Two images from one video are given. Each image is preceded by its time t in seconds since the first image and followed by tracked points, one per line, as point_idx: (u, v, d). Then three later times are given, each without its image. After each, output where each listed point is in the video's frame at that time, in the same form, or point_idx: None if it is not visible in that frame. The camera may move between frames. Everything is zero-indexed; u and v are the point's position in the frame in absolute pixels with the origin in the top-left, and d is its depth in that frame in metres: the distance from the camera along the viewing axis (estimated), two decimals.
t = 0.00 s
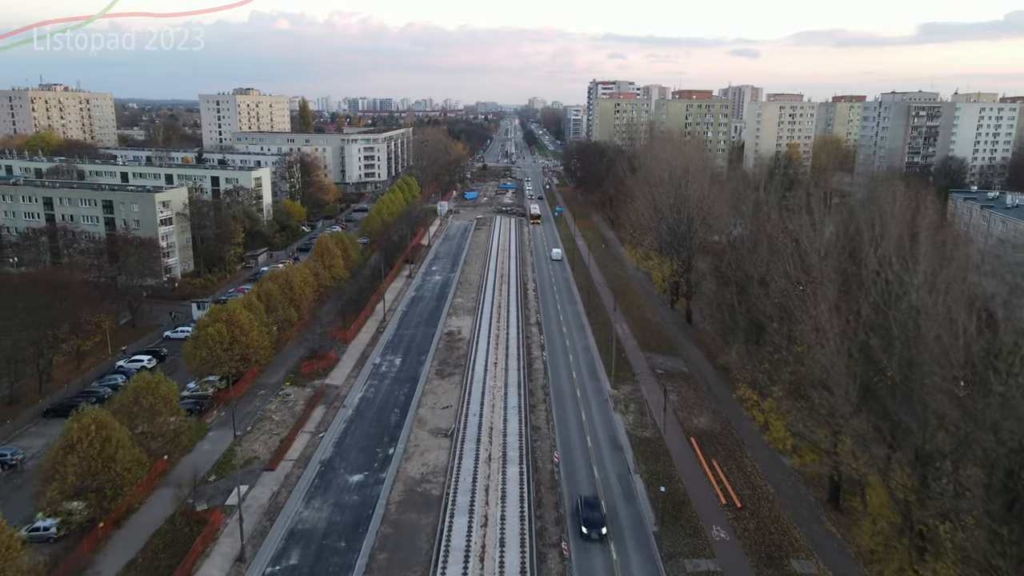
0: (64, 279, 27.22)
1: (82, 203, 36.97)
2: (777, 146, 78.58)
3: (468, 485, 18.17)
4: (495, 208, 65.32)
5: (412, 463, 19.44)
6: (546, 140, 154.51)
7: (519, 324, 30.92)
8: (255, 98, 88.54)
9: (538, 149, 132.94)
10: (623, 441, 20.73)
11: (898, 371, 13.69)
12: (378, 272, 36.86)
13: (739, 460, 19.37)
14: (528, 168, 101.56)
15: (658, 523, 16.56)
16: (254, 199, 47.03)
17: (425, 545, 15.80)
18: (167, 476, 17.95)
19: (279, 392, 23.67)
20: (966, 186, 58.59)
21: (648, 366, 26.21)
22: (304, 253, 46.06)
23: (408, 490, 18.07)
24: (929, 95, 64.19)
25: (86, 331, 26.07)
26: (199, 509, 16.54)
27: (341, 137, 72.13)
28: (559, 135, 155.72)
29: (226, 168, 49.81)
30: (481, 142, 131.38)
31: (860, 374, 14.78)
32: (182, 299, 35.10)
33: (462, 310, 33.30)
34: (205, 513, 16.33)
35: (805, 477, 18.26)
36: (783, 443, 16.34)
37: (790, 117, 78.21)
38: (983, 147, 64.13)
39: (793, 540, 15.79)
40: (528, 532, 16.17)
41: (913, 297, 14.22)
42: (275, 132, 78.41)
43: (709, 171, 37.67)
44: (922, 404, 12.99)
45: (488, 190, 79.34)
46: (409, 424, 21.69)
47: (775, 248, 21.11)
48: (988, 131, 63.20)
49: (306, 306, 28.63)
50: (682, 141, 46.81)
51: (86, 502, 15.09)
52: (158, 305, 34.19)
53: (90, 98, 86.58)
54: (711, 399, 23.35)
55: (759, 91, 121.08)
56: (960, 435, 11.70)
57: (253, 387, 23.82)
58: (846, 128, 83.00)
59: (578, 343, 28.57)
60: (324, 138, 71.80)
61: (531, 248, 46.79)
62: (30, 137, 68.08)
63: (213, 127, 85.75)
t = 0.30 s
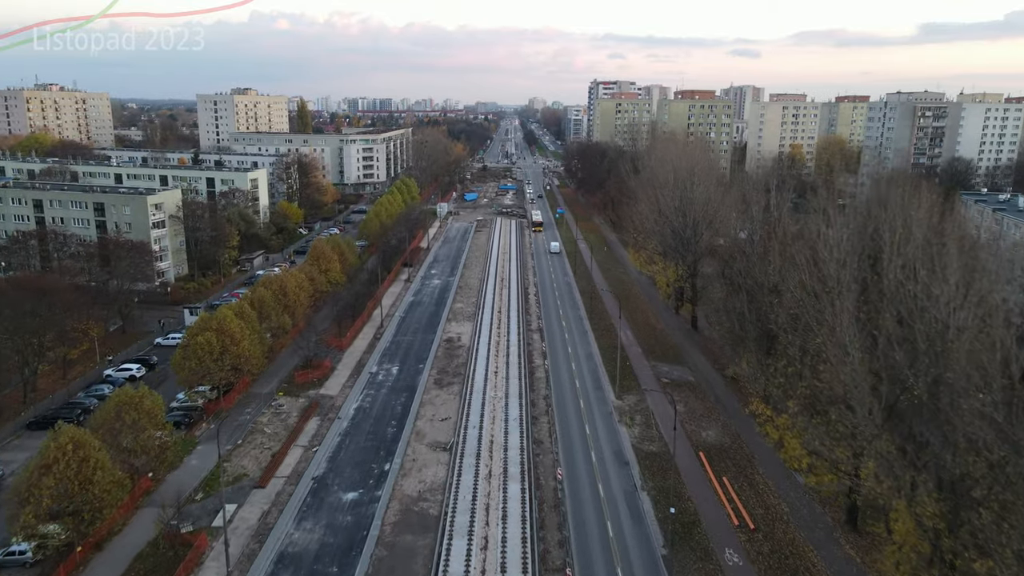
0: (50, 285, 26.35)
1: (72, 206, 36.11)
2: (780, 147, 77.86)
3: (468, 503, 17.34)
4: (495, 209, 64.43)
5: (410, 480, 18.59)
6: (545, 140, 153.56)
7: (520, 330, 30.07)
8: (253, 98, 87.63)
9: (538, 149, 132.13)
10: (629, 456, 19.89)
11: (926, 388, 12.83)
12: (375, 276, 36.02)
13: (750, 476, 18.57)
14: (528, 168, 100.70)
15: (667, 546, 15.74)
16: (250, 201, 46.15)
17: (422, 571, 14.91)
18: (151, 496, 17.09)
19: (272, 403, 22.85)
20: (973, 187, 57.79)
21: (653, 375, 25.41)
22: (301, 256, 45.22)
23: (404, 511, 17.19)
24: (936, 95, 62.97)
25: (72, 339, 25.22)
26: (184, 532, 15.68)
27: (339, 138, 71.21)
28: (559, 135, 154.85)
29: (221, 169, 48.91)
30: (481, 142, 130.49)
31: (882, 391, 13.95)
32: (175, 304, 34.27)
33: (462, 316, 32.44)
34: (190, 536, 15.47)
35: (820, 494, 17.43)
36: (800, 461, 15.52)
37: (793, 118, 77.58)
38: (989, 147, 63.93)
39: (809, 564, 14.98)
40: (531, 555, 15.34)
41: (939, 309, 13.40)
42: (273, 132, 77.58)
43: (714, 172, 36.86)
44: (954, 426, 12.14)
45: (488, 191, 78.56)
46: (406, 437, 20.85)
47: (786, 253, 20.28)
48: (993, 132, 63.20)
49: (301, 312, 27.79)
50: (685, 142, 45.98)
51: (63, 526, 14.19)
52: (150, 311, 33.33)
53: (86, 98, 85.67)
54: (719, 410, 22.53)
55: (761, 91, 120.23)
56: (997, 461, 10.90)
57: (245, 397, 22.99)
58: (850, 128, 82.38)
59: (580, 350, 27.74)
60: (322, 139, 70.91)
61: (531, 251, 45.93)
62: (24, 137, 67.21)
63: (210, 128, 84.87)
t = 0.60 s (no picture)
0: (38, 291, 25.53)
1: (63, 208, 35.28)
2: (783, 147, 76.94)
3: (468, 524, 16.50)
4: (495, 211, 63.57)
5: (407, 499, 17.74)
6: (546, 140, 152.78)
7: (522, 337, 29.24)
8: (251, 98, 86.85)
9: (538, 149, 131.38)
10: (637, 472, 19.04)
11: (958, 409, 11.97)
12: (374, 281, 35.21)
13: (763, 494, 17.74)
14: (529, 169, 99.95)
15: (678, 572, 14.89)
16: (246, 204, 45.32)
17: None
18: (136, 517, 16.23)
19: (266, 414, 22.02)
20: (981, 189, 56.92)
21: (660, 384, 24.59)
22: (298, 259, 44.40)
23: (400, 532, 16.33)
24: (942, 95, 62.10)
25: (59, 349, 24.41)
26: (169, 556, 14.81)
27: (338, 138, 70.40)
28: (560, 135, 154.07)
29: (217, 170, 48.08)
30: (481, 143, 129.65)
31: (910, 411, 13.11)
32: (168, 310, 33.45)
33: (462, 322, 31.61)
34: (176, 561, 14.61)
35: (837, 514, 16.59)
36: (819, 482, 14.70)
37: (796, 118, 76.40)
38: (995, 148, 62.88)
39: None
40: None
41: (970, 323, 12.56)
42: (271, 132, 76.80)
43: (719, 173, 36.02)
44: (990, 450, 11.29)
45: (488, 192, 77.76)
46: (404, 452, 20.03)
47: (800, 259, 19.43)
48: (1000, 132, 62.08)
49: (296, 319, 26.97)
50: (690, 143, 45.17)
51: (41, 552, 13.29)
52: (143, 317, 32.50)
53: (83, 98, 84.95)
54: (729, 423, 21.69)
55: (762, 91, 119.33)
56: None
57: (238, 409, 22.17)
58: (853, 129, 81.55)
59: (584, 359, 26.91)
60: (321, 139, 70.13)
61: (533, 255, 45.11)
62: (20, 138, 66.42)
63: (207, 128, 84.10)
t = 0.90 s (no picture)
0: (24, 298, 24.69)
1: (55, 212, 34.45)
2: (787, 148, 76.05)
3: (470, 547, 15.65)
4: (496, 213, 62.75)
5: (406, 519, 16.89)
6: (546, 140, 152.08)
7: (524, 344, 28.39)
8: (249, 98, 86.09)
9: (538, 150, 130.63)
10: (646, 489, 18.19)
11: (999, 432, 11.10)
12: (372, 285, 34.39)
13: (779, 514, 16.89)
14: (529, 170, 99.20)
15: None
16: (243, 206, 44.50)
17: None
18: (120, 539, 15.42)
19: (259, 427, 21.17)
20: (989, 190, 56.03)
21: (667, 395, 23.75)
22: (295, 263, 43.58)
23: (398, 556, 15.47)
24: (949, 95, 61.21)
25: (45, 358, 23.58)
26: None
27: (337, 139, 69.59)
28: (560, 135, 153.33)
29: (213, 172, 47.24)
30: (481, 143, 128.83)
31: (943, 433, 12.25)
32: (161, 315, 32.59)
33: (462, 329, 30.77)
34: None
35: (859, 537, 15.74)
36: (842, 506, 13.78)
37: (800, 118, 75.45)
38: (1002, 149, 62.06)
39: None
40: None
41: (1009, 339, 11.70)
42: (269, 133, 76.03)
43: (726, 175, 35.19)
44: None
45: (488, 193, 77.02)
46: (403, 468, 19.18)
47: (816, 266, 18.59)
48: (1006, 132, 61.21)
49: (292, 326, 26.13)
50: (694, 144, 44.37)
51: None
52: (135, 323, 31.67)
53: (79, 98, 84.27)
54: (740, 437, 20.85)
55: (764, 91, 118.50)
56: None
57: (230, 422, 21.32)
58: (857, 129, 80.76)
59: (588, 367, 26.07)
60: (320, 140, 69.35)
61: (534, 257, 44.32)
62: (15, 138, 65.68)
63: (205, 129, 83.36)
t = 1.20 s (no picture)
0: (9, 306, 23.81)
1: (45, 215, 33.60)
2: (791, 149, 75.13)
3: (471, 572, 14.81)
4: (497, 214, 61.95)
5: (404, 542, 16.05)
6: (546, 141, 151.39)
7: (526, 352, 27.55)
8: (248, 98, 85.21)
9: (538, 150, 130.05)
10: (655, 508, 17.37)
11: None
12: (371, 290, 33.56)
13: (796, 537, 16.05)
14: (529, 171, 98.33)
15: None
16: (239, 208, 43.67)
17: None
18: (102, 565, 14.62)
19: (251, 441, 20.34)
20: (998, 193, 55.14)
21: (676, 406, 22.93)
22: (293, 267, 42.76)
23: None
24: (956, 95, 60.33)
25: (30, 368, 22.75)
26: None
27: (336, 139, 68.77)
28: (560, 135, 152.57)
29: (209, 173, 46.35)
30: (481, 143, 128.01)
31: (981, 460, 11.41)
32: (153, 321, 31.79)
33: (463, 335, 29.94)
34: None
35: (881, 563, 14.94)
36: (868, 534, 12.98)
37: (804, 119, 74.46)
38: (1009, 149, 61.01)
39: None
40: None
41: None
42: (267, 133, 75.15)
43: (733, 177, 34.34)
44: None
45: (489, 195, 76.24)
46: (401, 485, 18.35)
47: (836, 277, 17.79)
48: (1014, 133, 60.26)
49: (288, 334, 25.30)
50: (699, 145, 43.55)
51: None
52: (126, 330, 30.82)
53: (76, 99, 83.37)
54: (753, 451, 20.01)
55: (766, 91, 117.70)
56: None
57: (221, 436, 20.50)
58: (861, 130, 79.97)
59: (593, 377, 25.26)
60: (318, 141, 68.52)
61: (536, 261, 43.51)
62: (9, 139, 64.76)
63: (203, 129, 82.52)
